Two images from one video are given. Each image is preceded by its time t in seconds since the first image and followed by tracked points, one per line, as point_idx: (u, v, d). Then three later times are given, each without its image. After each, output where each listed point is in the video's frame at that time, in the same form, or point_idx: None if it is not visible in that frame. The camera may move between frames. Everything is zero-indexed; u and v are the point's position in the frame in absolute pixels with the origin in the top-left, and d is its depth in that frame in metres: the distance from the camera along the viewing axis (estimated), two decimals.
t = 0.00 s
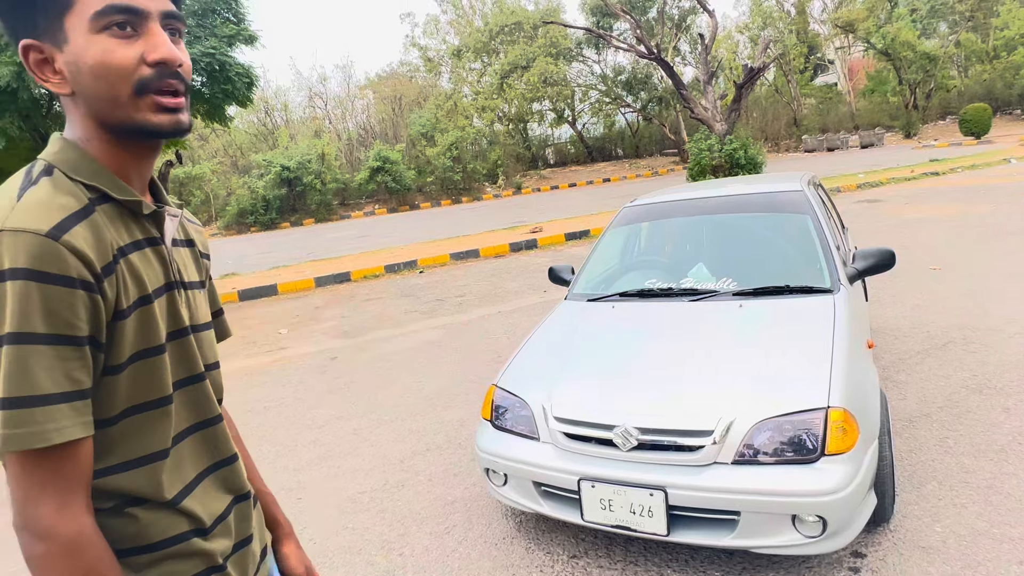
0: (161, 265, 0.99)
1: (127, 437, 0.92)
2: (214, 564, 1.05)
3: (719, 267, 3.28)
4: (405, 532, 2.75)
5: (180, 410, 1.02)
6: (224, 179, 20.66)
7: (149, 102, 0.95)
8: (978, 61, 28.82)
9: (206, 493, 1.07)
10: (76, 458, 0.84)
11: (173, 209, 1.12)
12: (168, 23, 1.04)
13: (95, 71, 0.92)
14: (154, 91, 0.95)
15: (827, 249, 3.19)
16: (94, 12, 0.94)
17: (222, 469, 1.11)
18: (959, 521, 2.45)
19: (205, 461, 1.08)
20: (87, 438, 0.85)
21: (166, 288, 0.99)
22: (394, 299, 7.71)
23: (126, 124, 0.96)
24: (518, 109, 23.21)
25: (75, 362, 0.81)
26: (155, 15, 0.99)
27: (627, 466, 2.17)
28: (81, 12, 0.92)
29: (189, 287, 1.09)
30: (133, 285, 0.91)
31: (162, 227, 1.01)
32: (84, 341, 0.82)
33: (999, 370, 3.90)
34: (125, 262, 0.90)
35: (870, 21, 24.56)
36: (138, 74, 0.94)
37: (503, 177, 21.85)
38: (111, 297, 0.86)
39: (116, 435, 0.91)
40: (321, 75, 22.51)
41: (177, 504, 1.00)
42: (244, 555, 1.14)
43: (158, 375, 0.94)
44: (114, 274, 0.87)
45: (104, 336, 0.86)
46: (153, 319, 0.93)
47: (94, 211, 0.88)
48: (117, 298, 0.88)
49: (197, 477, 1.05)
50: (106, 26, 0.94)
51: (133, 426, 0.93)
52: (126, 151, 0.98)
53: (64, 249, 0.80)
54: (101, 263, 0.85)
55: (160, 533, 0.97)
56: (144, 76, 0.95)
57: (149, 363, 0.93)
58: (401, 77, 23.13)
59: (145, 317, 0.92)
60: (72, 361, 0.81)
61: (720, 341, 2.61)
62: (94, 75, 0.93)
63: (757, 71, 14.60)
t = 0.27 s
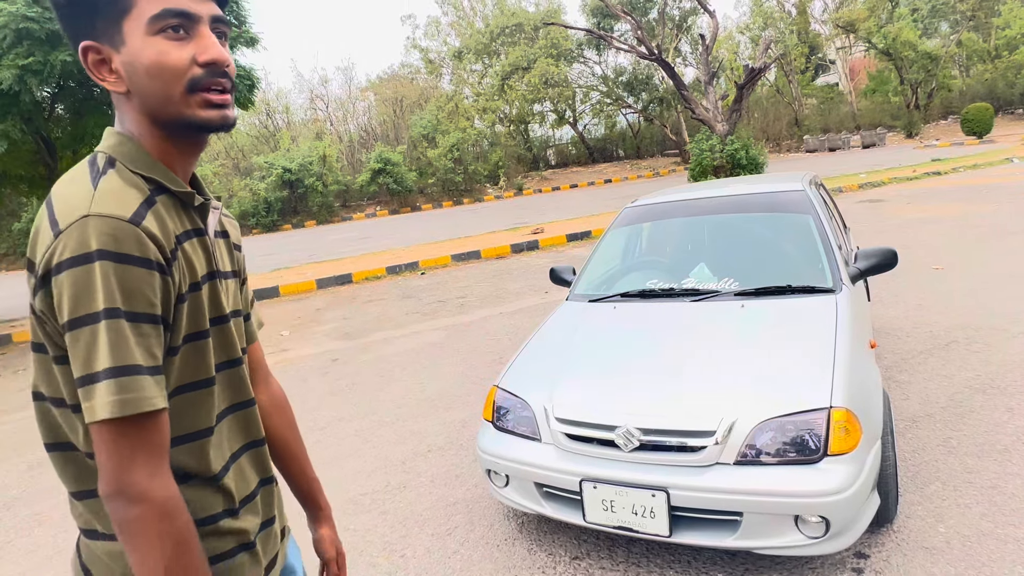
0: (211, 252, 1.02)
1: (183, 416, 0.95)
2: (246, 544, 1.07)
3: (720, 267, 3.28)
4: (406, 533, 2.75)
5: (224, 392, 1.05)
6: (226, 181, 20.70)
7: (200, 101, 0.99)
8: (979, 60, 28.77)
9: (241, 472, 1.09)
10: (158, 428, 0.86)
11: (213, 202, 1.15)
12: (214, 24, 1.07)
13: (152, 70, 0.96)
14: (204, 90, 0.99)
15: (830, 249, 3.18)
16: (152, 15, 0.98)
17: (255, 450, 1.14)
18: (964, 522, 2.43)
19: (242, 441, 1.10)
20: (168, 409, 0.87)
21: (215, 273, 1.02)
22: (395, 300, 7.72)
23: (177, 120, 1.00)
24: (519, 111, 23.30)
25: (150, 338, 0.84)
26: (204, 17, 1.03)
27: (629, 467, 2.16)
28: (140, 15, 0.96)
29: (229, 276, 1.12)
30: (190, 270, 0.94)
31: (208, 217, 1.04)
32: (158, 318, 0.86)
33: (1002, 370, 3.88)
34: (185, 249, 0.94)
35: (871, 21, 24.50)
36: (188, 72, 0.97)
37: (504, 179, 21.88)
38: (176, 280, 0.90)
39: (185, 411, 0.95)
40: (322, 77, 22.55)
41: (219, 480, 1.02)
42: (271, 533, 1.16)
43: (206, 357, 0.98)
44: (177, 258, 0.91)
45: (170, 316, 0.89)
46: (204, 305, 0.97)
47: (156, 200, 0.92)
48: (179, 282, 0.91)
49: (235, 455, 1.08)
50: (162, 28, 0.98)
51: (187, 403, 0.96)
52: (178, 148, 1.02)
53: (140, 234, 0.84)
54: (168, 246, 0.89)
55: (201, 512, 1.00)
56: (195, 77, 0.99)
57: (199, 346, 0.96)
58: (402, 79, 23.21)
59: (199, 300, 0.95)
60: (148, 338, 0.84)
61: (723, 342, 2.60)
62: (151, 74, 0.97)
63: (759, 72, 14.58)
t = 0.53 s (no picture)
0: (242, 238, 1.08)
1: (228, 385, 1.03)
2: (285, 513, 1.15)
3: (720, 268, 3.27)
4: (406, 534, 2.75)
5: (266, 366, 1.11)
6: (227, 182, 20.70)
7: (224, 102, 1.07)
8: (980, 60, 28.74)
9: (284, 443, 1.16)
10: (209, 388, 0.92)
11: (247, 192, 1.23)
12: (242, 30, 1.15)
13: (180, 73, 1.05)
14: (226, 91, 1.07)
15: (829, 251, 3.18)
16: (180, 23, 1.06)
17: (297, 422, 1.21)
18: (964, 523, 2.43)
19: (282, 414, 1.16)
20: (215, 373, 0.94)
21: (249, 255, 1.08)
22: (396, 301, 7.72)
23: (205, 120, 1.08)
24: (519, 112, 23.32)
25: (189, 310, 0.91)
26: (229, 22, 1.10)
27: (630, 468, 2.15)
28: (170, 22, 1.05)
29: (267, 262, 1.19)
30: (220, 253, 1.01)
31: (238, 205, 1.11)
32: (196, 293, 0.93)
33: (1002, 370, 3.88)
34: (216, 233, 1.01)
35: (872, 22, 24.47)
36: (212, 75, 1.05)
37: (505, 180, 21.88)
38: (207, 259, 0.98)
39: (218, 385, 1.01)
40: (322, 79, 22.57)
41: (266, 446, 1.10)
42: (310, 500, 1.24)
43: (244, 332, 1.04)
44: (206, 240, 0.99)
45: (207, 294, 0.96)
46: (237, 283, 1.03)
47: (184, 189, 1.00)
48: (211, 261, 0.99)
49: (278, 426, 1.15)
50: (189, 35, 1.06)
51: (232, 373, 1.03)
52: (208, 144, 1.11)
53: (166, 217, 0.92)
54: (196, 229, 0.97)
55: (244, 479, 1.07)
56: (218, 79, 1.07)
57: (236, 323, 1.02)
58: (402, 80, 23.29)
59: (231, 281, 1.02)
60: (186, 311, 0.91)
61: (724, 342, 2.59)
62: (180, 77, 1.05)
63: (759, 72, 14.54)
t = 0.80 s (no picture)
0: (270, 235, 1.20)
1: (251, 371, 1.13)
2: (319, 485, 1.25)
3: (718, 268, 3.28)
4: (405, 535, 2.75)
5: (292, 353, 1.21)
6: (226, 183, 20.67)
7: (254, 115, 1.21)
8: (979, 61, 28.73)
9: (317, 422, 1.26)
10: (225, 374, 1.04)
11: (283, 193, 1.35)
12: (276, 49, 1.29)
13: (218, 90, 1.19)
14: (257, 105, 1.20)
15: (827, 252, 3.18)
16: (220, 44, 1.21)
17: (327, 405, 1.29)
18: (962, 523, 2.43)
19: (311, 398, 1.26)
20: (232, 359, 1.05)
21: (276, 253, 1.19)
22: (394, 303, 7.73)
23: (239, 129, 1.21)
24: (518, 113, 23.30)
25: (208, 303, 1.03)
26: (262, 44, 1.24)
27: (628, 469, 2.16)
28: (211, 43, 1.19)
29: (300, 256, 1.29)
30: (245, 250, 1.12)
31: (269, 206, 1.23)
32: (215, 287, 1.05)
33: (1000, 370, 3.89)
34: (238, 234, 1.12)
35: (870, 22, 24.49)
36: (245, 89, 1.19)
37: (504, 181, 21.88)
38: (229, 256, 1.09)
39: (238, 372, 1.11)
40: (321, 80, 22.57)
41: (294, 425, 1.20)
42: (347, 476, 1.33)
43: (266, 323, 1.14)
44: (228, 239, 1.10)
45: (228, 287, 1.08)
46: (261, 276, 1.14)
47: (210, 195, 1.12)
48: (233, 258, 1.10)
49: (309, 407, 1.25)
50: (225, 56, 1.20)
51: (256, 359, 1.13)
52: (242, 152, 1.24)
53: (184, 221, 1.04)
54: (216, 230, 1.08)
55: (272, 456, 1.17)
56: (251, 95, 1.21)
57: (258, 314, 1.13)
58: (401, 81, 23.34)
59: (253, 277, 1.13)
60: (204, 304, 1.03)
61: (723, 343, 2.60)
62: (217, 94, 1.20)
63: (758, 73, 14.53)
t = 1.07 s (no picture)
0: (289, 237, 1.26)
1: (265, 365, 1.20)
2: (338, 466, 1.29)
3: (715, 269, 3.28)
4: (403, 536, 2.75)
5: (308, 348, 1.27)
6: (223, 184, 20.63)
7: (280, 124, 1.27)
8: (975, 61, 28.76)
9: (334, 411, 1.31)
10: (225, 372, 1.13)
11: (308, 196, 1.41)
12: (304, 64, 1.36)
13: (249, 101, 1.27)
14: (284, 115, 1.27)
15: (824, 252, 3.18)
16: (252, 58, 1.28)
17: (344, 396, 1.34)
18: (959, 523, 2.44)
19: (330, 388, 1.31)
20: (232, 358, 1.13)
21: (295, 254, 1.26)
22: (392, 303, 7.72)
23: (267, 137, 1.28)
24: (516, 113, 23.30)
25: (217, 303, 1.11)
26: (290, 59, 1.31)
27: (626, 470, 2.16)
28: (243, 56, 1.27)
29: (321, 258, 1.34)
30: (261, 252, 1.19)
31: (291, 210, 1.29)
32: (225, 288, 1.12)
33: (997, 370, 3.90)
34: (255, 237, 1.19)
35: (866, 23, 24.55)
36: (273, 99, 1.27)
37: (501, 181, 21.89)
38: (243, 258, 1.16)
39: (249, 364, 1.19)
40: (318, 80, 22.58)
41: (311, 412, 1.26)
42: (372, 459, 1.37)
43: (281, 319, 1.21)
44: (245, 240, 1.17)
45: (241, 287, 1.15)
46: (278, 277, 1.21)
47: (234, 199, 1.20)
48: (247, 259, 1.17)
49: (325, 397, 1.30)
50: (257, 69, 1.28)
51: (268, 355, 1.20)
52: (270, 157, 1.30)
53: (201, 224, 1.12)
54: (232, 233, 1.15)
55: (287, 441, 1.23)
56: (279, 105, 1.28)
57: (274, 312, 1.20)
58: (399, 82, 23.38)
59: (269, 278, 1.19)
60: (214, 302, 1.11)
61: (721, 343, 2.60)
62: (248, 103, 1.27)
63: (756, 73, 14.53)
